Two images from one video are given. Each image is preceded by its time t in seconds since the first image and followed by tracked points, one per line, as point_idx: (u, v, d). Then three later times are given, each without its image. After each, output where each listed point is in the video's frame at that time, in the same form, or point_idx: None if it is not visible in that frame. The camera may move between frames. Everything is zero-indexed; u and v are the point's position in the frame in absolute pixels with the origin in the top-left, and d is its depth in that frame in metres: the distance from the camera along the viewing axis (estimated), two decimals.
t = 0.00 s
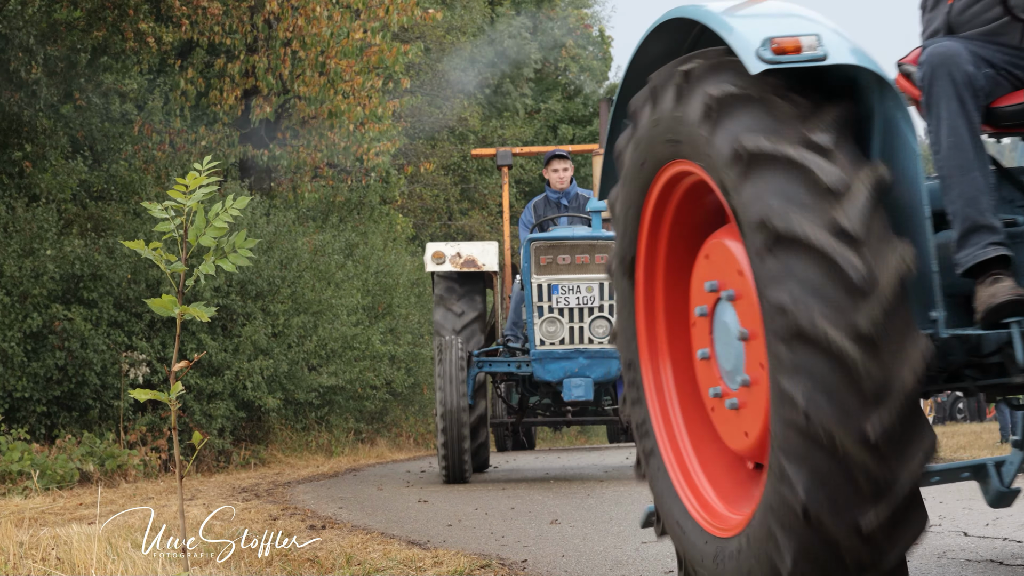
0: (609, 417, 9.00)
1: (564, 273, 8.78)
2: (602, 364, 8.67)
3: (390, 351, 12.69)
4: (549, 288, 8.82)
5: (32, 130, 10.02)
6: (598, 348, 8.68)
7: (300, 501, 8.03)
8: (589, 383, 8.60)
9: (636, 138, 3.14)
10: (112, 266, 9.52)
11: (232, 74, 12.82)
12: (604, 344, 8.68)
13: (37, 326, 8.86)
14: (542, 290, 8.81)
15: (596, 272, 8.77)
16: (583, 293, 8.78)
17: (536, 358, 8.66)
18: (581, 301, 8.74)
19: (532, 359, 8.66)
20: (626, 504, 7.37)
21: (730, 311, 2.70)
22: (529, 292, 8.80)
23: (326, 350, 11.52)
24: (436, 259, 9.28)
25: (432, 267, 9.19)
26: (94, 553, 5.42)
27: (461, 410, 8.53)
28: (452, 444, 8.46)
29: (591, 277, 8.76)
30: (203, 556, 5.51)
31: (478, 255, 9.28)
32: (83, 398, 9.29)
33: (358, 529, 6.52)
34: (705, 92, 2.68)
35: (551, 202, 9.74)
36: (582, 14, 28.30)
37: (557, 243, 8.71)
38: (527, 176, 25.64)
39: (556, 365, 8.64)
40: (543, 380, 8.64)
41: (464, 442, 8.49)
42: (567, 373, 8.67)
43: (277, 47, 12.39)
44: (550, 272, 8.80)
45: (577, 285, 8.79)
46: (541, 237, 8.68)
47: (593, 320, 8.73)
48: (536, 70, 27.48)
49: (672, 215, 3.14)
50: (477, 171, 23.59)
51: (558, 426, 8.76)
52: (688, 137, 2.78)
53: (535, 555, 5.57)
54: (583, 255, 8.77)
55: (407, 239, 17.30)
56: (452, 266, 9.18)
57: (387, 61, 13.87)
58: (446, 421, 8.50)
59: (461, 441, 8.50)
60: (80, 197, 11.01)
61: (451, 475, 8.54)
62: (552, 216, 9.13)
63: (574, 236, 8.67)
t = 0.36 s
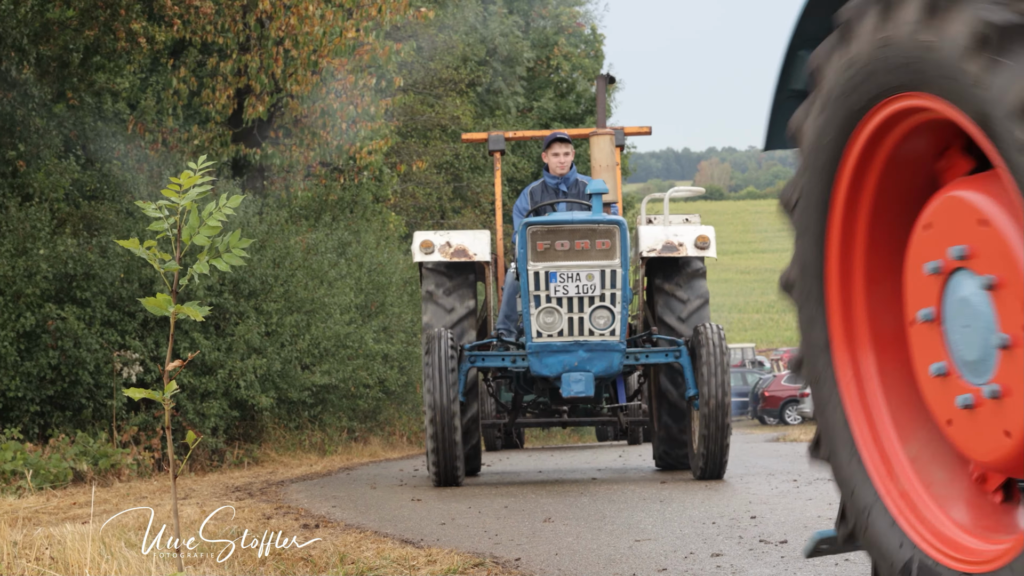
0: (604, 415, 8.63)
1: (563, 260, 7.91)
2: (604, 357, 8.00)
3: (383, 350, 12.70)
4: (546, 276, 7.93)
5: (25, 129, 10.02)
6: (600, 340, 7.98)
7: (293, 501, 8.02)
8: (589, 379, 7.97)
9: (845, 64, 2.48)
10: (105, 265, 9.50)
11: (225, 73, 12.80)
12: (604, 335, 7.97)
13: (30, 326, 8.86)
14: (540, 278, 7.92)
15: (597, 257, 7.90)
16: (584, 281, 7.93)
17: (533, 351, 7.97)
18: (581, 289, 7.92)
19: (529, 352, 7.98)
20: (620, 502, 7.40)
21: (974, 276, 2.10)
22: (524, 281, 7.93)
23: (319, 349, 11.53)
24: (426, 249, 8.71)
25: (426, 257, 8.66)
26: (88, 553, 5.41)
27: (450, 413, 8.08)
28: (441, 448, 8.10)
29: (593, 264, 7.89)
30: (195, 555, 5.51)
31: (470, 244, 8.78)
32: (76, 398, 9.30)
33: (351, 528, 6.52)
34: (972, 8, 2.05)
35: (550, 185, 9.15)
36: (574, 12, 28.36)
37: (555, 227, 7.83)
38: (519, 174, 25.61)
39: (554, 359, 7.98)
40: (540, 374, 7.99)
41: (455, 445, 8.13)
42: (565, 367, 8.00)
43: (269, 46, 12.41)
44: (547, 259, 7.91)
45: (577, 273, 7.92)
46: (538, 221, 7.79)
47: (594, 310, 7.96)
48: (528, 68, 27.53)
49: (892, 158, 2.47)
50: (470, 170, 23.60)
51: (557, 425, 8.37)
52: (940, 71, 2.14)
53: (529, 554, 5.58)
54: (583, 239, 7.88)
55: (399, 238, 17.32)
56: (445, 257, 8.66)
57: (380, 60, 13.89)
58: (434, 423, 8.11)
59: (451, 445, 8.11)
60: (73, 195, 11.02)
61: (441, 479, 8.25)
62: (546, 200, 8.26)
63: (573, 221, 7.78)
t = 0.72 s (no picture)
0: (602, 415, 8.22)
1: (563, 248, 7.37)
2: (607, 353, 7.42)
3: (373, 351, 12.66)
4: (545, 265, 7.39)
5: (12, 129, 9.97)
6: (602, 334, 7.42)
7: (282, 502, 7.99)
8: (591, 377, 7.39)
9: None
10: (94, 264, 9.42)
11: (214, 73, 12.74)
12: (607, 329, 7.41)
13: (17, 326, 8.81)
14: (538, 268, 7.39)
15: (599, 246, 7.37)
16: (585, 270, 7.39)
17: (529, 347, 7.42)
18: (582, 280, 7.39)
19: (525, 348, 7.42)
20: (610, 503, 7.40)
21: None
22: (520, 270, 7.38)
23: (308, 350, 11.49)
24: (412, 239, 7.92)
25: (413, 247, 7.89)
26: (75, 555, 5.37)
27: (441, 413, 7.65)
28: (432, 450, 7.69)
29: (595, 253, 7.36)
30: (182, 556, 5.48)
31: (460, 234, 8.00)
32: (64, 399, 9.26)
33: (340, 530, 6.49)
34: None
35: (547, 173, 8.35)
36: (565, 12, 28.36)
37: (555, 212, 7.30)
38: (509, 174, 25.54)
39: (552, 355, 7.42)
40: (536, 373, 7.43)
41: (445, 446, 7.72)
42: (564, 365, 7.44)
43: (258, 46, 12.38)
44: (546, 246, 7.37)
45: (577, 261, 7.39)
46: (536, 205, 7.28)
47: (595, 301, 7.42)
48: (518, 68, 27.53)
49: None
50: (460, 169, 23.57)
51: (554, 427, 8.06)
52: None
53: (518, 555, 5.57)
54: (584, 225, 7.35)
55: (389, 239, 17.30)
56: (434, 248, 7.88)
57: (369, 60, 13.86)
58: (423, 423, 7.67)
59: (441, 445, 7.71)
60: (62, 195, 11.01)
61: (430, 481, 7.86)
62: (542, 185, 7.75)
63: (573, 205, 7.26)
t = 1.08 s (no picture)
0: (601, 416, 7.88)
1: (564, 237, 6.92)
2: (612, 351, 6.98)
3: (358, 350, 12.65)
4: (545, 255, 6.94)
5: None
6: (606, 330, 6.98)
7: (267, 502, 8.00)
8: (594, 378, 6.93)
9: None
10: (79, 265, 9.41)
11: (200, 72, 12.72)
12: (611, 325, 6.98)
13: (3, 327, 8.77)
14: (537, 258, 6.94)
15: (603, 234, 6.93)
16: (588, 261, 6.94)
17: (528, 344, 6.98)
18: (585, 271, 6.94)
19: (522, 345, 6.98)
20: (596, 503, 7.43)
21: None
22: (518, 262, 6.94)
23: (294, 349, 11.50)
24: (394, 226, 7.57)
25: (395, 235, 7.53)
26: (60, 556, 5.36)
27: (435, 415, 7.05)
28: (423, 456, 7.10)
29: (599, 242, 6.92)
30: (167, 557, 5.48)
31: (445, 221, 7.65)
32: (49, 399, 9.24)
33: (325, 530, 6.49)
34: None
35: (539, 154, 8.19)
36: (550, 12, 28.38)
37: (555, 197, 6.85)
38: (495, 173, 25.57)
39: (552, 353, 6.97)
40: (535, 372, 6.99)
41: (440, 451, 7.13)
42: (565, 364, 6.98)
43: (243, 45, 12.40)
44: (545, 235, 6.92)
45: (580, 252, 6.95)
46: (535, 190, 6.83)
47: (599, 295, 6.98)
48: (504, 67, 27.55)
49: None
50: (445, 169, 23.58)
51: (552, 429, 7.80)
52: None
53: (503, 555, 5.59)
54: (587, 212, 6.90)
55: (375, 238, 17.30)
56: (417, 236, 7.53)
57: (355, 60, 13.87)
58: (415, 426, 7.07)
59: (434, 450, 7.11)
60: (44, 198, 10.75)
61: (422, 491, 7.27)
62: (536, 171, 7.35)
63: (575, 190, 6.82)
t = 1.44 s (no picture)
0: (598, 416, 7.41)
1: (574, 222, 6.45)
2: (626, 347, 6.45)
3: (339, 351, 12.65)
4: (552, 242, 6.45)
5: None
6: (619, 324, 6.47)
7: (247, 503, 8.01)
8: (606, 376, 6.39)
9: None
10: (59, 265, 9.41)
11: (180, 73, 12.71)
12: (625, 319, 6.48)
13: None
14: (543, 245, 6.44)
15: (617, 219, 6.46)
16: (601, 249, 6.46)
17: (532, 340, 6.42)
18: (597, 260, 6.45)
19: (527, 341, 6.43)
20: (576, 504, 7.47)
21: None
22: (523, 248, 6.43)
23: (274, 350, 11.49)
24: (376, 212, 7.33)
25: (378, 222, 7.29)
26: (38, 557, 5.38)
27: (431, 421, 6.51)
28: (420, 466, 6.53)
29: (612, 228, 6.45)
30: (147, 559, 5.51)
31: (431, 206, 7.41)
32: (29, 401, 9.23)
33: (305, 531, 6.52)
34: None
35: (531, 135, 7.76)
36: (531, 12, 28.42)
37: (565, 177, 6.39)
38: (476, 174, 25.64)
39: (559, 350, 6.43)
40: (540, 371, 6.43)
41: (437, 462, 6.55)
42: (574, 362, 6.44)
43: (224, 45, 12.43)
44: (553, 218, 6.43)
45: (591, 239, 6.46)
46: (543, 169, 6.35)
47: (612, 285, 6.49)
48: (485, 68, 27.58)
49: None
50: (426, 170, 23.61)
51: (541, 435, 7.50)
52: None
53: (481, 556, 5.63)
54: (600, 194, 6.43)
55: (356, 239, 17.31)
56: (401, 223, 7.29)
57: (336, 60, 13.88)
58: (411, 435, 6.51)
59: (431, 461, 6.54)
60: (25, 196, 10.85)
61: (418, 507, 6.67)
62: (529, 152, 6.97)
63: (587, 170, 6.36)
